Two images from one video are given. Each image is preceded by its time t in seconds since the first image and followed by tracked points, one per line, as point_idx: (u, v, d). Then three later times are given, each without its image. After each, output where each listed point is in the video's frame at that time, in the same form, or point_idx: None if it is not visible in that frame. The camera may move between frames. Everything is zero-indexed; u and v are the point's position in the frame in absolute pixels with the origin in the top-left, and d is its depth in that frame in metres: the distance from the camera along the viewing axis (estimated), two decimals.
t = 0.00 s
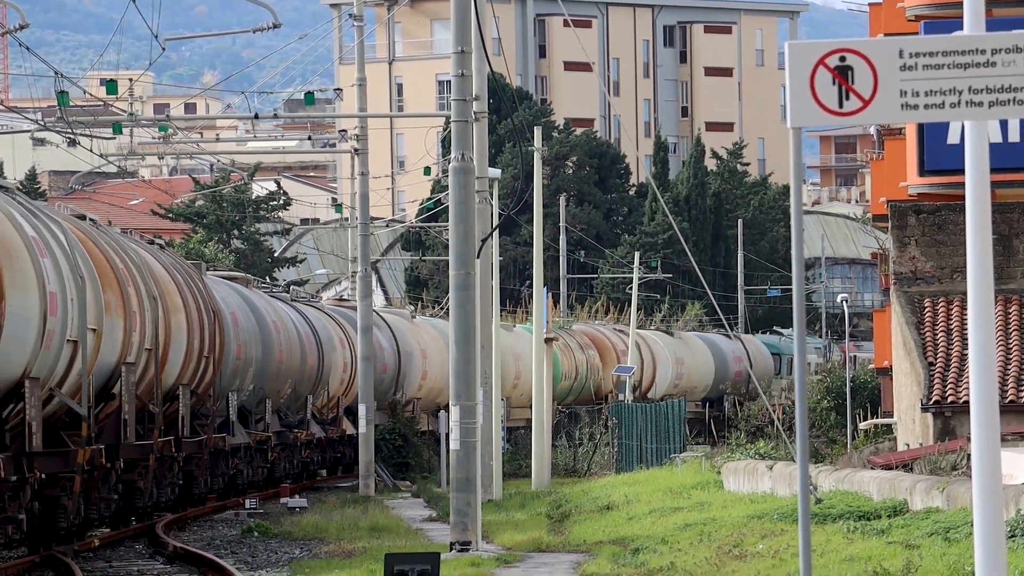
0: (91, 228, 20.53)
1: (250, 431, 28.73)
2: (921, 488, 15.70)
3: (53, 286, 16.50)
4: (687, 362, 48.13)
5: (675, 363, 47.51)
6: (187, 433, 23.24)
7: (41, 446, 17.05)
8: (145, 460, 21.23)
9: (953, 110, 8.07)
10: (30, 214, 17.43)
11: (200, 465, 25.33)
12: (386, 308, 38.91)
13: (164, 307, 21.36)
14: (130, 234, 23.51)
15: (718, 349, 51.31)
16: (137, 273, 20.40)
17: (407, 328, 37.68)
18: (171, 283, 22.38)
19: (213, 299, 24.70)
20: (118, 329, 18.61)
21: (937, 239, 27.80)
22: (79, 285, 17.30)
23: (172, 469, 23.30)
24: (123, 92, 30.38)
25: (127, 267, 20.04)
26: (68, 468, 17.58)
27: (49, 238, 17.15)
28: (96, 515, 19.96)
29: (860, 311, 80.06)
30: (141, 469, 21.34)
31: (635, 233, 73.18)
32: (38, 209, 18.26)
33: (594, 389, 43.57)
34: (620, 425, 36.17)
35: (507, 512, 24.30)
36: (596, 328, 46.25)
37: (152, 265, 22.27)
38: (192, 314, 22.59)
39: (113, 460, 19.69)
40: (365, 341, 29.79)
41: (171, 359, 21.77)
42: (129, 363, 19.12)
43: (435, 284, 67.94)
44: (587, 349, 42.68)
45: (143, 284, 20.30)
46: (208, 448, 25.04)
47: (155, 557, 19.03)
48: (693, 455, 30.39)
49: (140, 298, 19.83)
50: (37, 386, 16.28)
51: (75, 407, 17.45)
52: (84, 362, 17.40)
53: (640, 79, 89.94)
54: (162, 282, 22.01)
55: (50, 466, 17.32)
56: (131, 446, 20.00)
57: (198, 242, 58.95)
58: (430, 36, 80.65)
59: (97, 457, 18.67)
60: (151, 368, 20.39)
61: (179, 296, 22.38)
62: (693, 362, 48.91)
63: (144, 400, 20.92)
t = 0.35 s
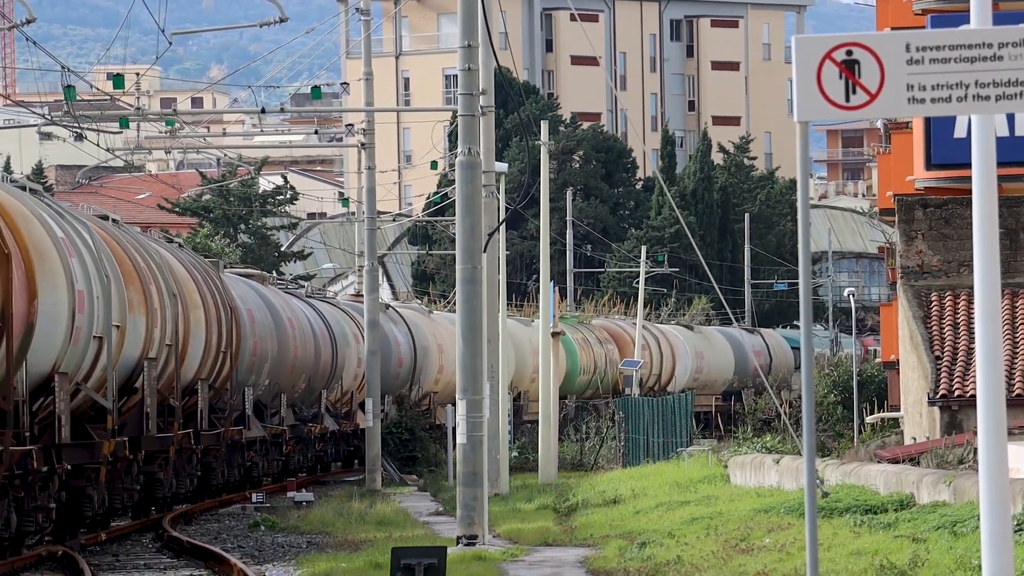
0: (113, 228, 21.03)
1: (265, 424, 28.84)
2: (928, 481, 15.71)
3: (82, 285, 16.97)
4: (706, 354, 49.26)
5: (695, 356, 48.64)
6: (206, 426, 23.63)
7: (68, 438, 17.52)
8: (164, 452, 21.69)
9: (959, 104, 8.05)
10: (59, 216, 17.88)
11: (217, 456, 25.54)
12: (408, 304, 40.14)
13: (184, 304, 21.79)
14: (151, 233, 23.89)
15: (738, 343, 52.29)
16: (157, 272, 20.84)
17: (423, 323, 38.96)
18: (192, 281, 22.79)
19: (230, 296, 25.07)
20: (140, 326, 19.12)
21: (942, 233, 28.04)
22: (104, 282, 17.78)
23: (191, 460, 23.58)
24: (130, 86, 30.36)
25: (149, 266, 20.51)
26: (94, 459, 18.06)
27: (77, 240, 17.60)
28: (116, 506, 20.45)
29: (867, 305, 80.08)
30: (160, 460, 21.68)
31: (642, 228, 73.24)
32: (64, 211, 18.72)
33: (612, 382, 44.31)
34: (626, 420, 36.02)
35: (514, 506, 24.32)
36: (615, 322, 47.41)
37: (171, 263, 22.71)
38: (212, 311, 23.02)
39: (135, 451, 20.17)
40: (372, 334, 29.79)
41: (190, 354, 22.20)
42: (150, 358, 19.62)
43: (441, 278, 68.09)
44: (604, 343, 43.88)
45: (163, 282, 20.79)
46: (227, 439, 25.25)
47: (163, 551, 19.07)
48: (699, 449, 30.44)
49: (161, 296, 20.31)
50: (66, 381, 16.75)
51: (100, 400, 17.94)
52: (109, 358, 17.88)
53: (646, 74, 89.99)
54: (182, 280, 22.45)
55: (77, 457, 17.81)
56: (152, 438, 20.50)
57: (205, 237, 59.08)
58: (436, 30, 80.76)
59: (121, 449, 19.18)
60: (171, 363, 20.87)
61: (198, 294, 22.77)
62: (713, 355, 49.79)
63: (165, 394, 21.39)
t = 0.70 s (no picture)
0: (136, 228, 21.69)
1: (280, 420, 29.54)
2: (934, 477, 15.72)
3: (109, 285, 17.51)
4: (727, 350, 49.74)
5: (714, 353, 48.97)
6: (222, 421, 24.33)
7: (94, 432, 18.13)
8: (183, 446, 22.42)
9: (966, 100, 7.87)
10: (86, 218, 18.44)
11: (234, 449, 26.61)
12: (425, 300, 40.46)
13: (201, 303, 22.41)
14: (170, 233, 24.48)
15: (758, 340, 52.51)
16: (177, 271, 21.43)
17: (441, 320, 39.14)
18: (209, 280, 23.41)
19: (245, 294, 25.66)
20: (163, 324, 19.79)
21: (949, 229, 28.00)
22: (130, 282, 18.40)
23: (208, 455, 24.49)
24: (137, 81, 30.27)
25: (169, 266, 21.10)
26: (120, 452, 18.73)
27: (104, 241, 18.13)
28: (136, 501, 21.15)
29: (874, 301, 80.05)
30: (179, 453, 22.53)
31: (648, 223, 73.25)
32: (90, 213, 19.29)
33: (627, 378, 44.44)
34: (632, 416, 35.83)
35: (520, 501, 24.33)
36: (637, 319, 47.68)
37: (190, 262, 23.36)
38: (229, 310, 23.70)
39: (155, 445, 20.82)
40: (377, 328, 29.85)
41: (207, 352, 22.85)
42: (171, 355, 20.27)
43: (448, 274, 68.13)
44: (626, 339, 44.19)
45: (183, 282, 21.45)
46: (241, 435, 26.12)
47: (169, 546, 19.09)
48: (706, 445, 30.46)
49: (180, 295, 20.93)
50: (92, 377, 17.24)
51: (124, 394, 18.53)
52: (133, 355, 18.47)
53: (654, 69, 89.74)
54: (201, 279, 23.12)
55: (103, 450, 18.59)
56: (171, 432, 21.20)
57: (211, 232, 59.14)
58: (443, 26, 80.81)
59: (142, 441, 19.85)
60: (189, 359, 21.51)
61: (215, 293, 23.38)
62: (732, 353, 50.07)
63: (183, 389, 22.10)
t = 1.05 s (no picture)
0: (156, 230, 22.75)
1: (293, 414, 29.99)
2: (940, 471, 15.72)
3: (132, 285, 18.52)
4: (745, 345, 50.51)
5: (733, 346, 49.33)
6: (240, 416, 25.31)
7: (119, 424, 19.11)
8: (201, 439, 23.26)
9: (970, 94, 7.82)
10: (111, 221, 19.48)
11: (250, 443, 27.07)
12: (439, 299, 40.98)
13: (218, 301, 23.49)
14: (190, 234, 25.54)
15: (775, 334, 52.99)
16: (195, 271, 22.49)
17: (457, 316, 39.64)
18: (226, 278, 24.47)
19: (262, 293, 26.69)
20: (181, 322, 20.86)
21: (956, 223, 28.01)
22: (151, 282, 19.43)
23: (224, 448, 25.02)
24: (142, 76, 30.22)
25: (188, 266, 22.16)
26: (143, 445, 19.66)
27: (127, 243, 19.19)
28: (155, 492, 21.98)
29: (879, 295, 80.02)
30: (197, 447, 23.36)
31: (654, 218, 73.24)
32: (113, 216, 20.35)
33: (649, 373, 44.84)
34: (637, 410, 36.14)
35: (526, 496, 24.36)
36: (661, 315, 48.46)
37: (208, 261, 24.44)
38: (245, 308, 24.74)
39: (176, 438, 21.84)
40: (383, 324, 29.89)
41: (224, 348, 23.98)
42: (189, 351, 21.33)
43: (453, 269, 68.21)
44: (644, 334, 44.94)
45: (201, 281, 22.52)
46: (257, 429, 26.70)
47: (175, 541, 19.12)
48: (712, 439, 30.48)
49: (198, 293, 21.98)
50: (117, 372, 18.32)
51: (146, 389, 19.57)
52: (155, 350, 19.51)
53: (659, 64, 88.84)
54: (218, 278, 24.19)
55: (127, 442, 19.47)
56: (190, 426, 22.17)
57: (216, 228, 59.14)
58: (448, 21, 80.78)
59: (164, 434, 20.87)
60: (208, 355, 22.57)
61: (232, 291, 24.44)
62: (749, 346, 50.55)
63: (200, 384, 23.00)
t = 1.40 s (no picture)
0: (176, 225, 23.48)
1: (309, 405, 30.45)
2: (946, 464, 15.71)
3: (154, 279, 19.23)
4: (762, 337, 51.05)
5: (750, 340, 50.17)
6: (257, 405, 26.01)
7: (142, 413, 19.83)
8: (220, 429, 23.84)
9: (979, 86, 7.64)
10: (133, 219, 20.19)
11: (266, 433, 27.54)
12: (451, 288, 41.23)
13: (236, 294, 24.23)
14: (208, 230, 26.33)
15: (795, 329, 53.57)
16: (214, 265, 23.26)
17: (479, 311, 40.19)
18: (243, 272, 25.24)
19: (277, 286, 27.45)
20: (201, 314, 21.58)
21: (963, 216, 27.91)
22: (172, 275, 20.14)
23: (242, 437, 25.52)
24: (149, 67, 30.13)
25: (207, 261, 22.91)
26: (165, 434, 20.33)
27: (149, 239, 19.92)
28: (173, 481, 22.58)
29: (886, 287, 79.95)
30: (216, 437, 23.93)
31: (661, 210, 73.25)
32: (135, 212, 21.08)
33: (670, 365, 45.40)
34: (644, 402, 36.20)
35: (533, 487, 24.35)
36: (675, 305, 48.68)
37: (225, 255, 25.20)
38: (261, 300, 25.48)
39: (196, 427, 22.56)
40: (389, 316, 29.87)
41: (242, 340, 24.73)
42: (209, 343, 22.07)
43: (460, 260, 68.23)
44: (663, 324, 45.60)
45: (219, 274, 23.25)
46: (274, 418, 27.33)
47: (181, 533, 19.15)
48: (719, 431, 30.46)
49: (216, 286, 22.75)
50: (140, 363, 19.05)
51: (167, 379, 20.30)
52: (176, 342, 20.24)
53: (666, 55, 88.83)
54: (235, 271, 24.93)
55: (150, 431, 20.12)
56: (210, 416, 22.92)
57: (223, 219, 59.21)
58: (455, 13, 80.70)
59: (184, 423, 21.61)
60: (226, 346, 23.33)
61: (249, 284, 25.20)
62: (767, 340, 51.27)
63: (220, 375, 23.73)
